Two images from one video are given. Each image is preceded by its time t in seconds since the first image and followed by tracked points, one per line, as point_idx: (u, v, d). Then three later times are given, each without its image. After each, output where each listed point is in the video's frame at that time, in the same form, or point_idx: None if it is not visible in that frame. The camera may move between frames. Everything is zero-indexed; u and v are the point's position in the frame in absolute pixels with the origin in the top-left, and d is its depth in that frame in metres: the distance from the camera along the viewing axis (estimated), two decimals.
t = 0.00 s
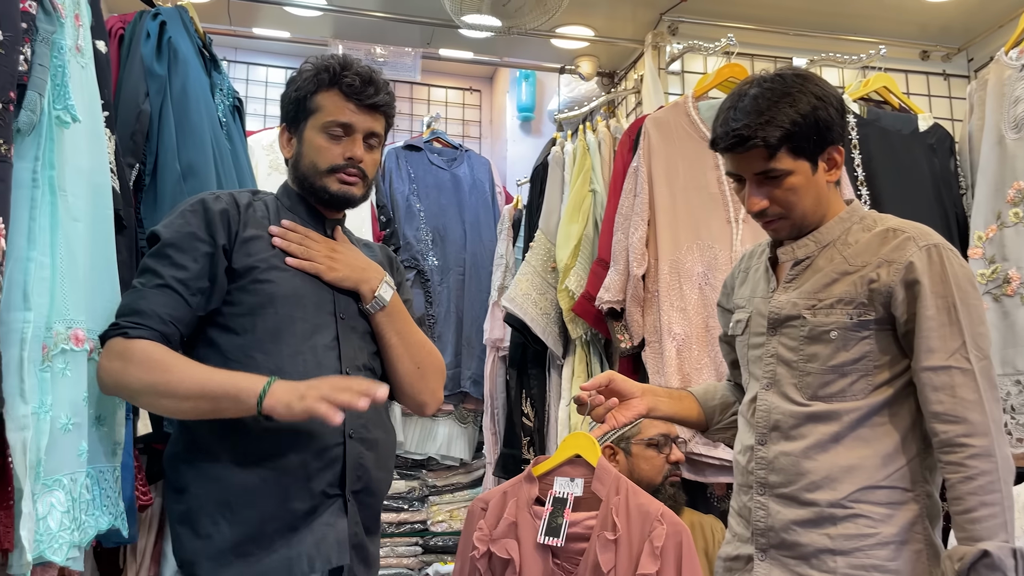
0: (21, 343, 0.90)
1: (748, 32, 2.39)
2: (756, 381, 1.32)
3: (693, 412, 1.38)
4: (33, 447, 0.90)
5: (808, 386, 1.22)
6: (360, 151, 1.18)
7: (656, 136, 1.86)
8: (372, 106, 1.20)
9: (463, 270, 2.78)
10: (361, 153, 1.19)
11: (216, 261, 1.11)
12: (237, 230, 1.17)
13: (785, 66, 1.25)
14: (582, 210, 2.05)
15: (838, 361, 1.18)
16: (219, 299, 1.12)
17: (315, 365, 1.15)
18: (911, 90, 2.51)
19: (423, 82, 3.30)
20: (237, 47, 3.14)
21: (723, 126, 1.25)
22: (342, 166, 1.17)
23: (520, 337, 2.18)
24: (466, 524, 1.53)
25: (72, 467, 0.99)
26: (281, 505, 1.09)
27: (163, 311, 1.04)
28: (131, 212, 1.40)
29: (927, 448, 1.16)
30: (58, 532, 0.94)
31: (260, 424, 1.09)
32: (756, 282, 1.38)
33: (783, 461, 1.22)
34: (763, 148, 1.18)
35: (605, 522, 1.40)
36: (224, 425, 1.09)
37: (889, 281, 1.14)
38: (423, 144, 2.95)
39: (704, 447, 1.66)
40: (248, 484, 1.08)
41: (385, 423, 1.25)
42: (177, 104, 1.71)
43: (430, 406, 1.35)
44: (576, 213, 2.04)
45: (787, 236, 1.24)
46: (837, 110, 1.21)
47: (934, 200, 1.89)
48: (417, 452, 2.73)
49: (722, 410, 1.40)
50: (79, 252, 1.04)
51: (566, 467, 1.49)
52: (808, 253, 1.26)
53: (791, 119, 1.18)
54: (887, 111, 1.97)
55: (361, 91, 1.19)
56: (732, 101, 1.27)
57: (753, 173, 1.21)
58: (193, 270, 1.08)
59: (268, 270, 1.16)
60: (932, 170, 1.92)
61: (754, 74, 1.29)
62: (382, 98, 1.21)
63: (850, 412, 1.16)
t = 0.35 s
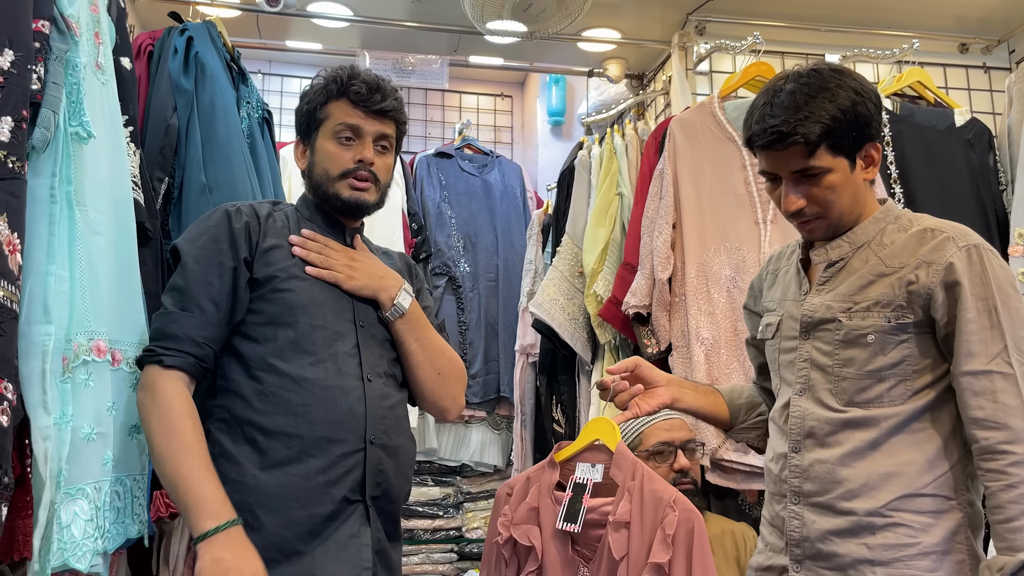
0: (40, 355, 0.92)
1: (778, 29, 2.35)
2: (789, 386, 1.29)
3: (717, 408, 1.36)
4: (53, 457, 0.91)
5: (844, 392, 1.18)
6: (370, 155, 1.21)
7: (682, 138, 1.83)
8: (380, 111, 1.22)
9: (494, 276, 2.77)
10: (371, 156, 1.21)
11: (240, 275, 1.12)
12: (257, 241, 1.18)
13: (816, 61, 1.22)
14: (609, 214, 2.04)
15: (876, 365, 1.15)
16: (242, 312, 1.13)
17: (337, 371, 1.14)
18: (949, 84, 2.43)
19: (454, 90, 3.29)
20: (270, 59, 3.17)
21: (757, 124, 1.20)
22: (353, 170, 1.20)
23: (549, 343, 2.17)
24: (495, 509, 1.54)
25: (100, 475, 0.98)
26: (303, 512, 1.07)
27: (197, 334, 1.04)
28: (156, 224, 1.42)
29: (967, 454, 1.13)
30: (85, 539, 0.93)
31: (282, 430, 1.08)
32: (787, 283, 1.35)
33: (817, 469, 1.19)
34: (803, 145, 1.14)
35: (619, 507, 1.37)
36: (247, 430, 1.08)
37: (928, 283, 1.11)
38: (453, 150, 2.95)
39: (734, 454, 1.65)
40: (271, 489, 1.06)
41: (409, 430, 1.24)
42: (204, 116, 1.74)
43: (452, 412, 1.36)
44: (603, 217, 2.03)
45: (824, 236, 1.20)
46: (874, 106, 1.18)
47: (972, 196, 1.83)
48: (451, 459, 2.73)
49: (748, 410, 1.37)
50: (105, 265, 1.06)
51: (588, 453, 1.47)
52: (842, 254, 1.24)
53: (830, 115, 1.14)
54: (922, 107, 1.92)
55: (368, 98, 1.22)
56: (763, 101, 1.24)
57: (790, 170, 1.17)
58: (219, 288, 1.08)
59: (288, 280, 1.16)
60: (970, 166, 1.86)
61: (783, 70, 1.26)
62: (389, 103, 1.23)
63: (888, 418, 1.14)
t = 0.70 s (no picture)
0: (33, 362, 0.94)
1: (795, 25, 2.32)
2: (800, 387, 1.25)
3: (718, 404, 1.36)
4: (45, 462, 0.93)
5: (859, 394, 1.15)
6: (367, 160, 1.22)
7: (693, 137, 1.81)
8: (376, 116, 1.24)
9: (514, 279, 2.77)
10: (368, 161, 1.22)
11: (237, 281, 1.13)
12: (257, 247, 1.19)
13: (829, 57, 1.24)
14: (621, 214, 2.04)
15: (892, 366, 1.12)
16: (241, 317, 1.14)
17: (334, 374, 1.15)
18: (974, 77, 2.39)
19: (475, 93, 3.30)
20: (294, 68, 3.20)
21: (793, 109, 1.16)
22: (352, 175, 1.20)
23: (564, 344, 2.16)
24: (502, 500, 1.59)
25: (104, 479, 0.99)
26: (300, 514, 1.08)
27: (193, 340, 1.06)
28: (165, 232, 1.44)
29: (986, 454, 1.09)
30: (86, 542, 0.94)
31: (277, 434, 1.09)
32: (798, 280, 1.31)
33: (830, 472, 1.15)
34: (852, 125, 1.11)
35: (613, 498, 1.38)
36: (245, 434, 1.09)
37: (947, 282, 1.08)
38: (473, 154, 2.96)
39: (748, 456, 1.63)
40: (268, 492, 1.07)
41: (407, 432, 1.24)
42: (217, 124, 1.76)
43: (457, 414, 1.36)
44: (615, 218, 2.03)
45: (860, 227, 1.15)
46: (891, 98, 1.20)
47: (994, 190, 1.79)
48: (472, 461, 2.72)
49: (747, 407, 1.38)
50: (105, 273, 1.08)
51: (590, 441, 1.50)
52: (856, 253, 1.22)
53: (867, 102, 1.13)
54: (940, 100, 1.88)
55: (362, 104, 1.23)
56: (783, 97, 1.21)
57: (834, 154, 1.13)
58: (218, 293, 1.09)
59: (286, 284, 1.18)
60: (990, 158, 1.81)
61: (793, 68, 1.26)
62: (384, 108, 1.25)
63: (906, 419, 1.10)
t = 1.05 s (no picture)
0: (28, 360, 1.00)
1: (803, 17, 2.30)
2: (796, 379, 1.22)
3: (714, 391, 1.35)
4: (40, 456, 0.99)
5: (856, 387, 1.12)
6: (363, 159, 1.24)
7: (696, 131, 1.81)
8: (370, 115, 1.26)
9: (526, 277, 2.77)
10: (364, 161, 1.24)
11: (233, 276, 1.15)
12: (254, 244, 1.20)
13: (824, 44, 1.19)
14: (627, 209, 2.04)
15: (890, 360, 1.09)
16: (237, 311, 1.16)
17: (331, 370, 1.16)
18: (987, 67, 2.35)
19: (488, 92, 3.31)
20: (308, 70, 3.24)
21: (789, 100, 1.12)
22: (348, 175, 1.22)
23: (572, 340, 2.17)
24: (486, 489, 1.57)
25: (95, 474, 1.06)
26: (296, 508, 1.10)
27: (185, 330, 1.07)
28: (168, 233, 1.48)
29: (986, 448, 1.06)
30: (75, 536, 1.01)
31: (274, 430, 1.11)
32: (794, 274, 1.29)
33: (826, 467, 1.12)
34: (850, 115, 1.07)
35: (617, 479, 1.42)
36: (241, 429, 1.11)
37: (947, 275, 1.04)
38: (484, 152, 2.94)
39: (750, 450, 1.66)
40: (265, 486, 1.09)
41: (405, 427, 1.25)
42: (224, 127, 1.79)
43: (455, 409, 1.36)
44: (621, 213, 2.04)
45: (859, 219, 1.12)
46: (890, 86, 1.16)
47: (1004, 182, 1.77)
48: (486, 459, 2.73)
49: (744, 397, 1.36)
50: (99, 272, 1.13)
51: (587, 426, 1.54)
52: (855, 244, 1.18)
53: (865, 91, 1.10)
54: (948, 90, 1.86)
55: (357, 103, 1.25)
56: (779, 87, 1.17)
57: (832, 145, 1.09)
58: (212, 286, 1.11)
59: (283, 281, 1.19)
60: (1000, 150, 1.79)
61: (790, 55, 1.21)
62: (378, 107, 1.27)
63: (903, 413, 1.07)
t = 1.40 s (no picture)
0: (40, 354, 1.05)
1: (811, 9, 2.30)
2: (797, 370, 1.23)
3: (721, 389, 1.35)
4: (52, 447, 1.05)
5: (855, 377, 1.12)
6: (370, 154, 1.25)
7: (702, 124, 1.83)
8: (377, 111, 1.27)
9: (537, 272, 2.76)
10: (371, 156, 1.25)
11: (241, 268, 1.16)
12: (261, 237, 1.21)
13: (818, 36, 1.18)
14: (634, 204, 2.07)
15: (887, 350, 1.09)
16: (245, 303, 1.17)
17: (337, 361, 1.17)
18: (999, 56, 2.38)
19: (500, 87, 3.33)
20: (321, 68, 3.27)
21: (782, 95, 1.13)
22: (354, 170, 1.24)
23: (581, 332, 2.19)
24: (482, 497, 1.37)
25: (104, 465, 1.11)
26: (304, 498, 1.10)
27: (192, 318, 1.09)
28: (177, 229, 1.51)
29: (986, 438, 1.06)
30: (86, 525, 1.08)
31: (282, 420, 1.11)
32: (795, 266, 1.29)
33: (825, 457, 1.13)
34: (843, 109, 1.08)
35: (632, 481, 1.27)
36: (249, 419, 1.11)
37: (944, 265, 1.04)
38: (496, 147, 2.93)
39: (755, 442, 1.67)
40: (274, 476, 1.09)
41: (411, 421, 1.24)
42: (234, 124, 1.81)
43: (462, 400, 1.34)
44: (627, 207, 2.07)
45: (857, 211, 1.14)
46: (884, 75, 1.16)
47: (1013, 171, 1.76)
48: (499, 452, 2.76)
49: (752, 392, 1.37)
50: (109, 267, 1.18)
51: (593, 431, 1.38)
52: (853, 237, 1.18)
53: (858, 84, 1.10)
54: (957, 80, 1.85)
55: (363, 100, 1.26)
56: (772, 81, 1.17)
57: (826, 139, 1.10)
58: (220, 278, 1.12)
59: (291, 274, 1.20)
60: (1009, 139, 1.77)
61: (784, 48, 1.21)
62: (385, 104, 1.28)
63: (902, 404, 1.07)
